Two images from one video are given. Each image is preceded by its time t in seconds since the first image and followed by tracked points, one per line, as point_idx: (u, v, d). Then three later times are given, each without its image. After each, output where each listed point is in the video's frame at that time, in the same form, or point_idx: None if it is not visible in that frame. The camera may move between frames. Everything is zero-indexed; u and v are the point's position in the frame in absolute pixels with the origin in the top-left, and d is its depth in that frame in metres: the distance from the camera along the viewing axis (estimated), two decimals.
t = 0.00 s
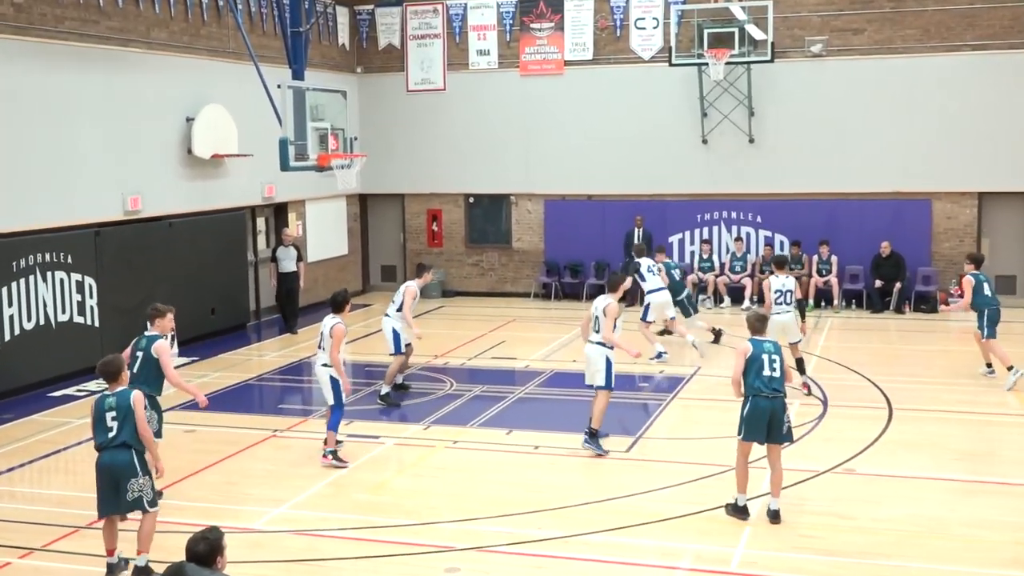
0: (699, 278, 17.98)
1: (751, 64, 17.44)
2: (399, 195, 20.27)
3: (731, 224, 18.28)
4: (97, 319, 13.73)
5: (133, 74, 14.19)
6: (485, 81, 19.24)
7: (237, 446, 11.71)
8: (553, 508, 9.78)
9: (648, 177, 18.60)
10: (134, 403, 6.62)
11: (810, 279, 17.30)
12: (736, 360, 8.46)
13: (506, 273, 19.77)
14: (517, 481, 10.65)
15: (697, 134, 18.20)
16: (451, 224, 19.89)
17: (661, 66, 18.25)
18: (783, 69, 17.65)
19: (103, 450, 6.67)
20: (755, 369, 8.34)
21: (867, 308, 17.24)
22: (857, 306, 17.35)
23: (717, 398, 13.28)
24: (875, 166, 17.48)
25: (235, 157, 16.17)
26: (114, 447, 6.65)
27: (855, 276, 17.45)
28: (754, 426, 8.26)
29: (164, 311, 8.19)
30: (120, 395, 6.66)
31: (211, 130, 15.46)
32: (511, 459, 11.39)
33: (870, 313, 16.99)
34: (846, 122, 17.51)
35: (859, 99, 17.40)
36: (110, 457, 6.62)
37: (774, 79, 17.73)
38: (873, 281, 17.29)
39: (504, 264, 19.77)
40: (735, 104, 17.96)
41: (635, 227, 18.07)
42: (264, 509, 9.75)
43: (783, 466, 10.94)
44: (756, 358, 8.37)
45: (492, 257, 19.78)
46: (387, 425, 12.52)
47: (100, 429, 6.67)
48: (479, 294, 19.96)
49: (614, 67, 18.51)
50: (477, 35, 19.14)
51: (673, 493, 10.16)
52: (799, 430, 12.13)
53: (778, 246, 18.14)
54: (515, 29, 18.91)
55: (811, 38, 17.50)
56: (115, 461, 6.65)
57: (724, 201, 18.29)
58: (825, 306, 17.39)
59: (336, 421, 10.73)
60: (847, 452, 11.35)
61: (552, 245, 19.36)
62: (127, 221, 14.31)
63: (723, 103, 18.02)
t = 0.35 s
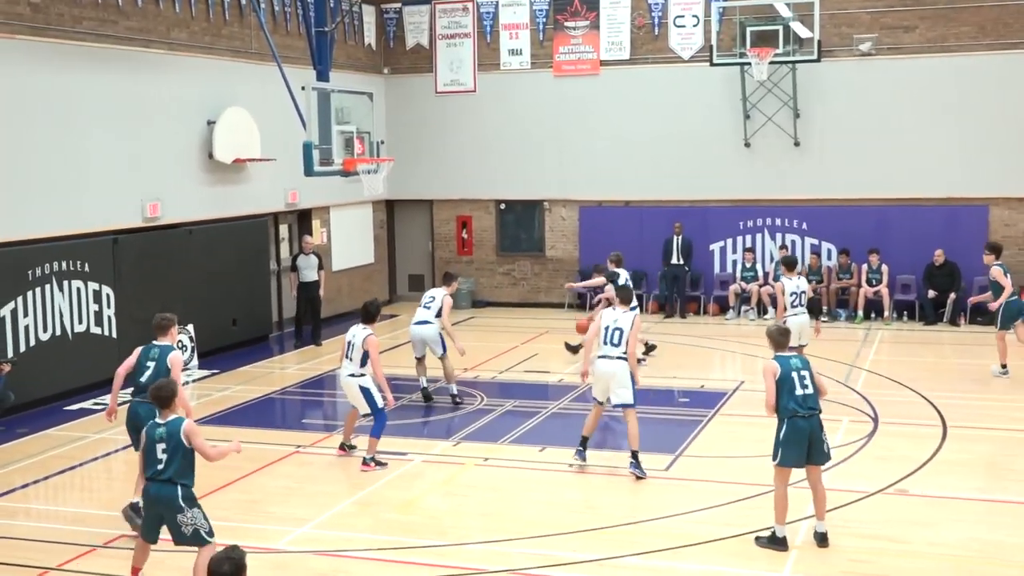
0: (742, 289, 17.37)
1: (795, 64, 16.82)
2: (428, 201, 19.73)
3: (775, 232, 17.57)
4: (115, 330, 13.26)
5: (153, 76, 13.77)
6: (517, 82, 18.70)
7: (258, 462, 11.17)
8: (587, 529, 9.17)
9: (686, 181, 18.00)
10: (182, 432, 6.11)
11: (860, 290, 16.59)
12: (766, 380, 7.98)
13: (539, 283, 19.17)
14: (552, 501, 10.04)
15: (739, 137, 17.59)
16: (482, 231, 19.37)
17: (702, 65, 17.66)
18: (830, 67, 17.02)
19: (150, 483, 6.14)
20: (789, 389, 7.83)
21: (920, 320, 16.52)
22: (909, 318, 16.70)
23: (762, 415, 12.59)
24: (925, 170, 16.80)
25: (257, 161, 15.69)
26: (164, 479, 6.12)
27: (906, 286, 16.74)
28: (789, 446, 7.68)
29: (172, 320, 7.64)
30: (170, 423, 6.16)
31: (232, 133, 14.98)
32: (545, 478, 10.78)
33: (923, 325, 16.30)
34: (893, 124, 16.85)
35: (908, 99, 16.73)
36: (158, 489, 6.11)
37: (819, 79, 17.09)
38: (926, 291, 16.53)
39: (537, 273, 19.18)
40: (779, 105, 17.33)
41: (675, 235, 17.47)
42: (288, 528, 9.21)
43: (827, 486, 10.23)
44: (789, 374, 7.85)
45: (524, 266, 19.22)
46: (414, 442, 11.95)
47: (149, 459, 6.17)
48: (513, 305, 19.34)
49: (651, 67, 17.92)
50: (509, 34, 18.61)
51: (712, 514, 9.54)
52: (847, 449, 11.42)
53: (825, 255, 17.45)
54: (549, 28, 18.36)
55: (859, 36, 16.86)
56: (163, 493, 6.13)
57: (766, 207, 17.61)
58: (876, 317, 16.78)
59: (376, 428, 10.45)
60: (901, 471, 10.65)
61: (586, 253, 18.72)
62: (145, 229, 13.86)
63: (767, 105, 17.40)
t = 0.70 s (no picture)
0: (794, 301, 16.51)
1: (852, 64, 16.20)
2: (465, 209, 19.16)
3: (831, 240, 16.85)
4: (141, 343, 12.79)
5: (181, 79, 13.35)
6: (556, 83, 18.14)
7: (289, 481, 10.63)
8: (633, 553, 8.56)
9: (732, 186, 17.39)
10: (258, 431, 5.94)
11: (920, 302, 15.79)
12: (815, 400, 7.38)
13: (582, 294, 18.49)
14: (595, 522, 9.42)
15: (792, 141, 16.96)
16: (521, 240, 18.77)
17: (753, 65, 17.04)
18: (889, 66, 16.34)
19: (225, 478, 6.02)
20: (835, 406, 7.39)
21: (985, 334, 15.75)
22: (974, 331, 15.96)
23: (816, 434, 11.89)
24: (986, 174, 16.09)
25: (287, 167, 15.20)
26: (237, 478, 5.99)
27: (971, 298, 15.95)
28: (838, 469, 7.30)
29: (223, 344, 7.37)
30: (242, 420, 5.99)
31: (261, 138, 14.49)
32: (589, 499, 10.16)
33: (987, 340, 15.55)
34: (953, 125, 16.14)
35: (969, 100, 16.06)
36: (232, 489, 5.98)
37: (875, 79, 16.43)
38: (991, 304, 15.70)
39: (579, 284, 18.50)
40: (834, 106, 16.68)
41: (725, 243, 16.83)
42: (317, 551, 8.67)
43: (886, 508, 9.49)
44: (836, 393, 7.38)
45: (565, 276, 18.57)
46: (449, 460, 11.36)
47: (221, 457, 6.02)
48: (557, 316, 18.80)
49: (698, 66, 17.32)
50: (549, 33, 18.06)
51: (766, 538, 8.89)
52: (908, 468, 10.69)
53: (885, 266, 16.64)
54: (591, 26, 17.79)
55: (919, 34, 16.19)
56: (237, 492, 5.99)
57: (823, 215, 16.89)
58: (938, 331, 16.06)
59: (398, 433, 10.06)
60: (964, 493, 9.93)
61: (630, 264, 18.03)
62: (172, 237, 13.41)
63: (821, 107, 16.75)
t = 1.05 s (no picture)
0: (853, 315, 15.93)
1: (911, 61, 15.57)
2: (500, 216, 18.49)
3: (891, 249, 16.09)
4: (161, 356, 12.22)
5: (205, 79, 12.80)
6: (596, 82, 17.51)
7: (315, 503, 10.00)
8: None
9: (779, 191, 16.72)
10: (330, 467, 5.47)
11: (986, 314, 14.96)
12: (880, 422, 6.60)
13: (624, 306, 17.77)
14: (640, 549, 8.70)
15: (848, 143, 16.26)
16: (560, 248, 18.05)
17: (806, 63, 16.38)
18: (953, 63, 15.66)
19: (293, 516, 5.57)
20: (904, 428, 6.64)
21: None
22: None
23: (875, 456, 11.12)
24: None
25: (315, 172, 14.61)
26: (308, 516, 5.54)
27: None
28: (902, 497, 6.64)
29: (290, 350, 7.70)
30: (314, 454, 5.52)
31: (288, 140, 13.89)
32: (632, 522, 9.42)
33: None
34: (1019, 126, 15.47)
35: None
36: (303, 527, 5.53)
37: (937, 78, 15.75)
38: None
39: (620, 295, 17.76)
40: (894, 106, 15.98)
41: (777, 252, 16.08)
42: None
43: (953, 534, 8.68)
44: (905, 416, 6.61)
45: (606, 286, 17.81)
46: (484, 481, 10.67)
47: (291, 494, 5.58)
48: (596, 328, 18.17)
49: (750, 64, 16.66)
50: (591, 30, 17.45)
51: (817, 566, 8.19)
52: (976, 493, 9.86)
53: (949, 276, 15.91)
54: (635, 23, 17.18)
55: (985, 29, 15.50)
56: (308, 531, 5.54)
57: (881, 222, 16.15)
58: (1005, 345, 15.26)
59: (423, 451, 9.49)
60: None
61: (676, 274, 17.33)
62: (194, 246, 12.84)
63: (880, 107, 16.05)
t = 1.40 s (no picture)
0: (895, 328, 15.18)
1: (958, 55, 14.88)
2: (517, 221, 17.73)
3: (934, 257, 15.33)
4: (153, 371, 11.48)
5: (202, 76, 12.11)
6: (618, 78, 16.77)
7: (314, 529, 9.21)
8: None
9: (808, 192, 15.96)
10: (348, 481, 4.93)
11: None
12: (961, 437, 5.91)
13: (648, 317, 17.02)
14: None
15: (890, 142, 15.50)
16: (580, 255, 17.27)
17: (844, 56, 15.64)
18: (1001, 57, 14.97)
19: (305, 539, 4.99)
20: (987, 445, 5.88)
21: None
22: None
23: (920, 477, 10.29)
24: None
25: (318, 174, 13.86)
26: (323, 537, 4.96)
27: None
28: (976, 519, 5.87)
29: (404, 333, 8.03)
30: (326, 469, 4.95)
31: (290, 138, 13.14)
32: (657, 550, 8.60)
33: None
34: None
35: None
36: (318, 550, 4.94)
37: (985, 72, 15.04)
38: None
39: (645, 305, 17.02)
40: (939, 104, 15.24)
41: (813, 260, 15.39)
42: None
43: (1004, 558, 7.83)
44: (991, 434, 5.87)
45: (630, 296, 17.06)
46: (496, 505, 9.86)
47: (300, 514, 4.98)
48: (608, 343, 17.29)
49: (783, 57, 15.93)
50: (613, 22, 16.71)
51: None
52: None
53: (997, 284, 15.14)
54: (660, 14, 16.45)
55: None
56: (323, 555, 4.96)
57: (924, 228, 15.41)
58: None
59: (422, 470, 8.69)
60: None
61: (704, 284, 16.56)
62: (188, 251, 12.08)
63: (922, 104, 15.30)
